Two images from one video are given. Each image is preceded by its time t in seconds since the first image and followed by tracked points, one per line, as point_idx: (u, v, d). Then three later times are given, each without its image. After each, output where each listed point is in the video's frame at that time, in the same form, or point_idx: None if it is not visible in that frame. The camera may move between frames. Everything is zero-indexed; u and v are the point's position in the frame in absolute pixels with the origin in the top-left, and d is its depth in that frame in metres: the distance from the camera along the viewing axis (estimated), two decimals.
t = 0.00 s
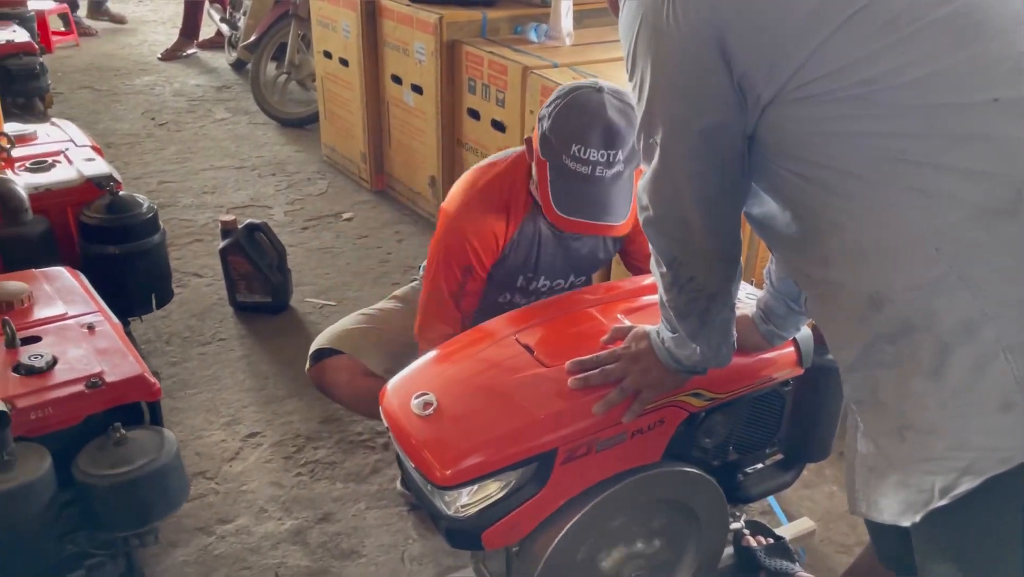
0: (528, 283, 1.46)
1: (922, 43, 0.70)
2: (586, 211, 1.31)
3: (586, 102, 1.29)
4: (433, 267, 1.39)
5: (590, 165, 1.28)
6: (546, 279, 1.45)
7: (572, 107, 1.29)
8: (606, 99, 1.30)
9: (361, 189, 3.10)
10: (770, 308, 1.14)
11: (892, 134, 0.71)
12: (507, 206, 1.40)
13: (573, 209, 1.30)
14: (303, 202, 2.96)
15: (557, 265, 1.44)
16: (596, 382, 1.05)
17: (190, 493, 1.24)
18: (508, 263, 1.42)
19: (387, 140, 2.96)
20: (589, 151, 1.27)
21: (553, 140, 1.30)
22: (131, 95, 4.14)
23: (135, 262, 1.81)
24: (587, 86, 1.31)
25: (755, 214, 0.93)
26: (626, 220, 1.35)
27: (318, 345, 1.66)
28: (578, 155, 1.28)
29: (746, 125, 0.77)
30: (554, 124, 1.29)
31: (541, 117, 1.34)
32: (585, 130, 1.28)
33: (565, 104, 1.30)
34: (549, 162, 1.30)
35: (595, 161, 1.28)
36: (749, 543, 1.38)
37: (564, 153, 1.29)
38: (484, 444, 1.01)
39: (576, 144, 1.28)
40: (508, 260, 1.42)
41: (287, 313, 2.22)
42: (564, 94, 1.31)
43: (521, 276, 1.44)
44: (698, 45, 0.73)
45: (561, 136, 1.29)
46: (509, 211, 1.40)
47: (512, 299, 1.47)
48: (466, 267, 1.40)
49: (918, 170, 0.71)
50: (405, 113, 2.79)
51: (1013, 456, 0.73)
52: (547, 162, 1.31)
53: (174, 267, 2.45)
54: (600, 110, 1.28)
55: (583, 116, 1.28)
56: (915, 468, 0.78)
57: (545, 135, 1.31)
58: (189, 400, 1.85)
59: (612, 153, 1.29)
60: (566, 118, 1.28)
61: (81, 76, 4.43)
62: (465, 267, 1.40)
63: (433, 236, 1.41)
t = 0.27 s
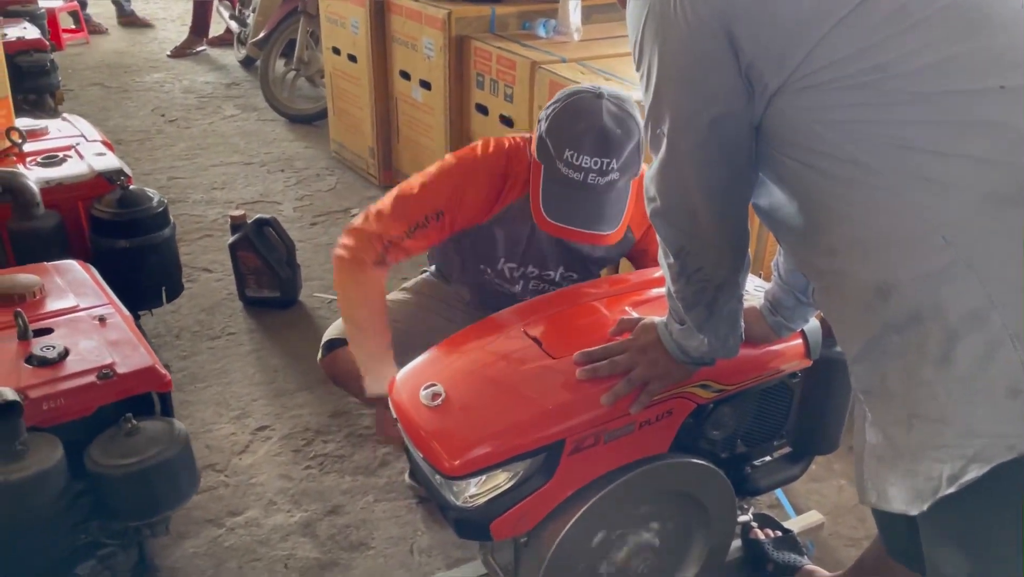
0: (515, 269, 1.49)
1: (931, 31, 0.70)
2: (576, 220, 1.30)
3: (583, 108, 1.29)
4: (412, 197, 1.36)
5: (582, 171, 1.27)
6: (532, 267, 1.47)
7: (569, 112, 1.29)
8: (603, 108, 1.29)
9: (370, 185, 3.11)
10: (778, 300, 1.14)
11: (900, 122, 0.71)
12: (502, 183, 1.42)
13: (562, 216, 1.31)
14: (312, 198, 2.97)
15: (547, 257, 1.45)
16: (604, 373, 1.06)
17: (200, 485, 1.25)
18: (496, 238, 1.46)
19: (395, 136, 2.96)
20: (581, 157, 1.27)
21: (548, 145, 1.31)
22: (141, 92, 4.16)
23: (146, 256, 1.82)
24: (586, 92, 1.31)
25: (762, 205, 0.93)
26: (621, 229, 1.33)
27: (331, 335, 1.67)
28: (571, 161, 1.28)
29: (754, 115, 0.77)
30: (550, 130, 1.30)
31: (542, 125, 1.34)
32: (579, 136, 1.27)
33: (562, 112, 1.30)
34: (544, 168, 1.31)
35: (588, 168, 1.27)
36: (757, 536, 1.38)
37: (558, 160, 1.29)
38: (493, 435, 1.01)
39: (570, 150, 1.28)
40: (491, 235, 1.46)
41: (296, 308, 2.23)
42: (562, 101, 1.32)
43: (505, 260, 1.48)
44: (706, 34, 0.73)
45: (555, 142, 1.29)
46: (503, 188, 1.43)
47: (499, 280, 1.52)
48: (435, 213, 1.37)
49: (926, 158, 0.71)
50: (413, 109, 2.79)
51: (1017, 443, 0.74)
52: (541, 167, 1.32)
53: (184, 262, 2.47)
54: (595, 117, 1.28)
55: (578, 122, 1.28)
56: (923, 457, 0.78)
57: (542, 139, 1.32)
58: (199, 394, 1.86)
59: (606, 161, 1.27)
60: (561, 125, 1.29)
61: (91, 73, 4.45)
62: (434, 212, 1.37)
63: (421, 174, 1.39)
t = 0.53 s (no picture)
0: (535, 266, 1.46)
1: (932, 23, 0.70)
2: (572, 204, 1.29)
3: (582, 95, 1.29)
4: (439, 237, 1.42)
5: (579, 157, 1.27)
6: (552, 263, 1.45)
7: (568, 99, 1.29)
8: (602, 94, 1.29)
9: (376, 181, 3.11)
10: (782, 294, 1.13)
11: (902, 114, 0.71)
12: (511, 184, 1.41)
13: (559, 201, 1.30)
14: (318, 195, 2.98)
15: (566, 250, 1.44)
16: (608, 367, 1.06)
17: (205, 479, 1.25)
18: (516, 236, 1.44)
19: (401, 132, 2.96)
20: (578, 144, 1.27)
21: (547, 132, 1.31)
22: (148, 89, 4.18)
23: (152, 252, 1.83)
24: (586, 80, 1.32)
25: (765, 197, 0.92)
26: (618, 217, 1.33)
27: (336, 328, 1.67)
28: (568, 148, 1.28)
29: (756, 108, 0.77)
30: (550, 117, 1.31)
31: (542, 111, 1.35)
32: (577, 123, 1.28)
33: (561, 98, 1.31)
34: (543, 154, 1.31)
35: (585, 154, 1.27)
36: (763, 531, 1.38)
37: (556, 146, 1.29)
38: (497, 429, 1.01)
39: (567, 136, 1.28)
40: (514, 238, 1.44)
41: (302, 304, 2.24)
42: (562, 88, 1.33)
43: (525, 255, 1.45)
44: (708, 26, 0.74)
45: (554, 128, 1.30)
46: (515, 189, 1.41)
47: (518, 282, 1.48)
48: (472, 237, 1.43)
49: (929, 150, 0.70)
50: (419, 105, 2.79)
51: None
52: (541, 154, 1.32)
53: (191, 259, 2.48)
54: (593, 104, 1.28)
55: (576, 109, 1.29)
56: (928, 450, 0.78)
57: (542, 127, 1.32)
58: (206, 390, 1.87)
59: (603, 148, 1.27)
60: (559, 111, 1.29)
61: (99, 71, 4.47)
62: (470, 238, 1.43)
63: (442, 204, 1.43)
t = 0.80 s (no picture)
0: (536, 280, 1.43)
1: (932, 22, 0.70)
2: (582, 223, 1.28)
3: (584, 112, 1.30)
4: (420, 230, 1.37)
5: (586, 175, 1.26)
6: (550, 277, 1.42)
7: (571, 117, 1.30)
8: (604, 110, 1.30)
9: (380, 180, 3.11)
10: (785, 292, 1.14)
11: (903, 113, 0.71)
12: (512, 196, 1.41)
13: (569, 220, 1.29)
14: (323, 194, 2.99)
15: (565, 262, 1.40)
16: (612, 365, 1.06)
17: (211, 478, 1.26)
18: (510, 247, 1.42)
19: (405, 131, 2.97)
20: (583, 161, 1.27)
21: (551, 152, 1.30)
22: (154, 89, 4.19)
23: (157, 251, 1.83)
24: (587, 98, 1.32)
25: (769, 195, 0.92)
26: (627, 232, 1.32)
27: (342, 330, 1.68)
28: (574, 166, 1.27)
29: (757, 106, 0.77)
30: (553, 137, 1.30)
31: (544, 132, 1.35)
32: (580, 140, 1.28)
33: (563, 116, 1.31)
34: (548, 174, 1.30)
35: (591, 171, 1.26)
36: (767, 529, 1.38)
37: (561, 165, 1.29)
38: (500, 427, 1.01)
39: (572, 153, 1.28)
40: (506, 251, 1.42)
41: (307, 304, 2.24)
42: (564, 108, 1.32)
43: (521, 269, 1.43)
44: (708, 25, 0.73)
45: (558, 147, 1.29)
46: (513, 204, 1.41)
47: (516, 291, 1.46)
48: (452, 240, 1.39)
49: (931, 148, 0.71)
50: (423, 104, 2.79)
51: None
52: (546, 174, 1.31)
53: (196, 258, 2.48)
54: (596, 121, 1.29)
55: (579, 126, 1.29)
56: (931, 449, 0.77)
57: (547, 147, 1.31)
58: (211, 389, 1.87)
59: (609, 164, 1.27)
60: (562, 130, 1.29)
61: (104, 71, 4.48)
62: (450, 241, 1.39)
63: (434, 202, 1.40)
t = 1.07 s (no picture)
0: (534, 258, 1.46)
1: (933, 15, 0.69)
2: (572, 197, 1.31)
3: (584, 88, 1.29)
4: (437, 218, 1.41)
5: (580, 150, 1.27)
6: (551, 256, 1.45)
7: (570, 91, 1.29)
8: (604, 87, 1.28)
9: (383, 179, 3.11)
10: (789, 288, 1.13)
11: (903, 108, 0.71)
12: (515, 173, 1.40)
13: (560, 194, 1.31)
14: (325, 193, 2.99)
15: (564, 244, 1.44)
16: (614, 362, 1.06)
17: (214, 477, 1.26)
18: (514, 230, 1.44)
19: (407, 130, 2.97)
20: (579, 136, 1.26)
21: (549, 124, 1.30)
22: (156, 89, 4.19)
23: (159, 250, 1.83)
24: (589, 73, 1.30)
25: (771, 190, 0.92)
26: (618, 210, 1.34)
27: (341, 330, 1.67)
28: (569, 140, 1.27)
29: (756, 102, 0.77)
30: (551, 109, 1.30)
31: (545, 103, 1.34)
32: (578, 115, 1.27)
33: (563, 89, 1.30)
34: (545, 146, 1.31)
35: (586, 147, 1.26)
36: (770, 527, 1.37)
37: (557, 138, 1.29)
38: (502, 425, 1.01)
39: (568, 128, 1.27)
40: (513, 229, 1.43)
41: (309, 302, 2.24)
42: (565, 81, 1.31)
43: (524, 248, 1.45)
44: (706, 21, 0.73)
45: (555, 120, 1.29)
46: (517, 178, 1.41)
47: (516, 272, 1.49)
48: (469, 222, 1.41)
49: (931, 144, 0.70)
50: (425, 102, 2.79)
51: None
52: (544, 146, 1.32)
53: (199, 257, 2.48)
54: (595, 97, 1.27)
55: (578, 101, 1.28)
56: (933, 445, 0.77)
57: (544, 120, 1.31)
58: (214, 387, 1.87)
59: (605, 141, 1.26)
60: (561, 104, 1.29)
61: (106, 71, 4.48)
62: (468, 222, 1.41)
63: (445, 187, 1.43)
